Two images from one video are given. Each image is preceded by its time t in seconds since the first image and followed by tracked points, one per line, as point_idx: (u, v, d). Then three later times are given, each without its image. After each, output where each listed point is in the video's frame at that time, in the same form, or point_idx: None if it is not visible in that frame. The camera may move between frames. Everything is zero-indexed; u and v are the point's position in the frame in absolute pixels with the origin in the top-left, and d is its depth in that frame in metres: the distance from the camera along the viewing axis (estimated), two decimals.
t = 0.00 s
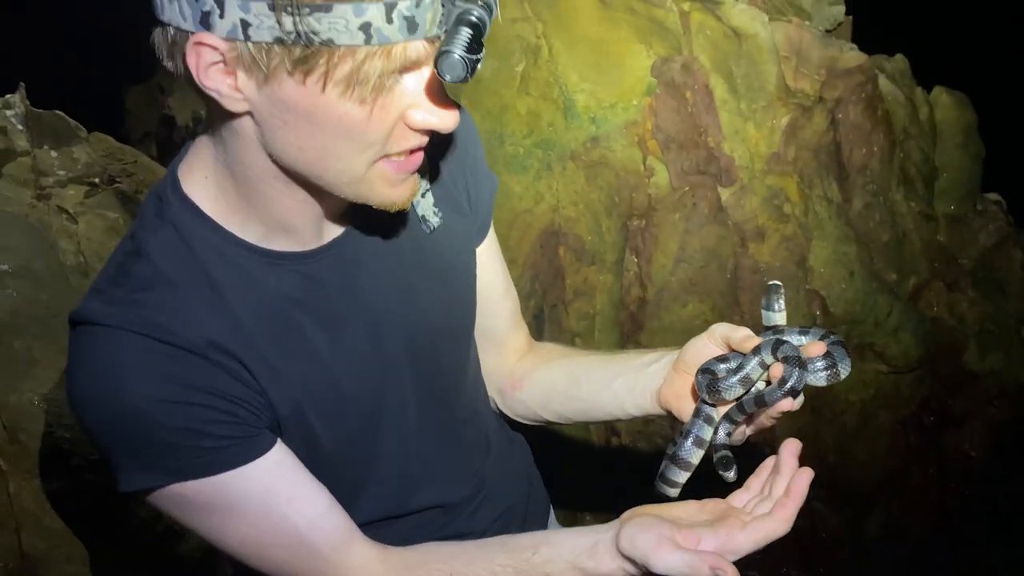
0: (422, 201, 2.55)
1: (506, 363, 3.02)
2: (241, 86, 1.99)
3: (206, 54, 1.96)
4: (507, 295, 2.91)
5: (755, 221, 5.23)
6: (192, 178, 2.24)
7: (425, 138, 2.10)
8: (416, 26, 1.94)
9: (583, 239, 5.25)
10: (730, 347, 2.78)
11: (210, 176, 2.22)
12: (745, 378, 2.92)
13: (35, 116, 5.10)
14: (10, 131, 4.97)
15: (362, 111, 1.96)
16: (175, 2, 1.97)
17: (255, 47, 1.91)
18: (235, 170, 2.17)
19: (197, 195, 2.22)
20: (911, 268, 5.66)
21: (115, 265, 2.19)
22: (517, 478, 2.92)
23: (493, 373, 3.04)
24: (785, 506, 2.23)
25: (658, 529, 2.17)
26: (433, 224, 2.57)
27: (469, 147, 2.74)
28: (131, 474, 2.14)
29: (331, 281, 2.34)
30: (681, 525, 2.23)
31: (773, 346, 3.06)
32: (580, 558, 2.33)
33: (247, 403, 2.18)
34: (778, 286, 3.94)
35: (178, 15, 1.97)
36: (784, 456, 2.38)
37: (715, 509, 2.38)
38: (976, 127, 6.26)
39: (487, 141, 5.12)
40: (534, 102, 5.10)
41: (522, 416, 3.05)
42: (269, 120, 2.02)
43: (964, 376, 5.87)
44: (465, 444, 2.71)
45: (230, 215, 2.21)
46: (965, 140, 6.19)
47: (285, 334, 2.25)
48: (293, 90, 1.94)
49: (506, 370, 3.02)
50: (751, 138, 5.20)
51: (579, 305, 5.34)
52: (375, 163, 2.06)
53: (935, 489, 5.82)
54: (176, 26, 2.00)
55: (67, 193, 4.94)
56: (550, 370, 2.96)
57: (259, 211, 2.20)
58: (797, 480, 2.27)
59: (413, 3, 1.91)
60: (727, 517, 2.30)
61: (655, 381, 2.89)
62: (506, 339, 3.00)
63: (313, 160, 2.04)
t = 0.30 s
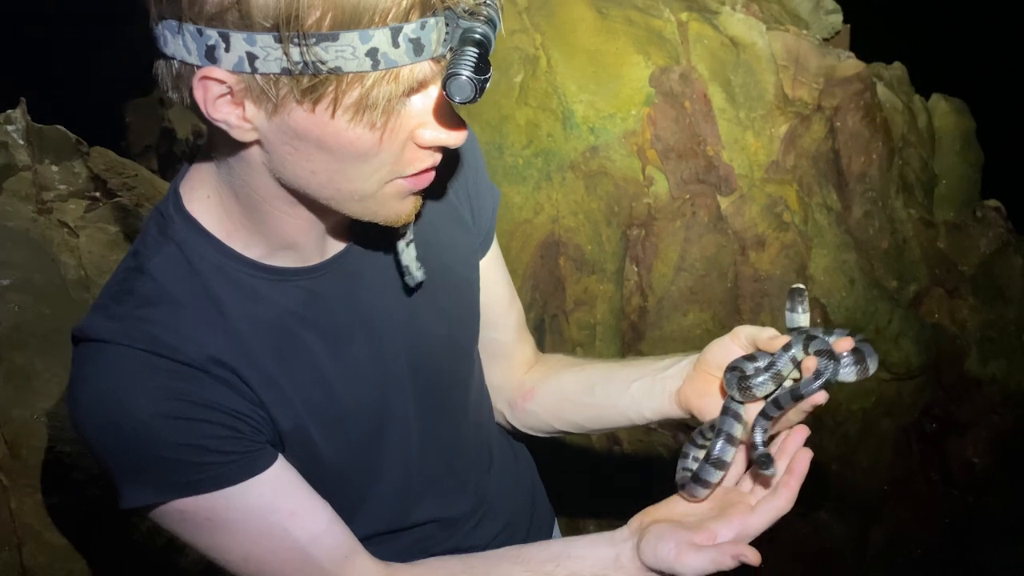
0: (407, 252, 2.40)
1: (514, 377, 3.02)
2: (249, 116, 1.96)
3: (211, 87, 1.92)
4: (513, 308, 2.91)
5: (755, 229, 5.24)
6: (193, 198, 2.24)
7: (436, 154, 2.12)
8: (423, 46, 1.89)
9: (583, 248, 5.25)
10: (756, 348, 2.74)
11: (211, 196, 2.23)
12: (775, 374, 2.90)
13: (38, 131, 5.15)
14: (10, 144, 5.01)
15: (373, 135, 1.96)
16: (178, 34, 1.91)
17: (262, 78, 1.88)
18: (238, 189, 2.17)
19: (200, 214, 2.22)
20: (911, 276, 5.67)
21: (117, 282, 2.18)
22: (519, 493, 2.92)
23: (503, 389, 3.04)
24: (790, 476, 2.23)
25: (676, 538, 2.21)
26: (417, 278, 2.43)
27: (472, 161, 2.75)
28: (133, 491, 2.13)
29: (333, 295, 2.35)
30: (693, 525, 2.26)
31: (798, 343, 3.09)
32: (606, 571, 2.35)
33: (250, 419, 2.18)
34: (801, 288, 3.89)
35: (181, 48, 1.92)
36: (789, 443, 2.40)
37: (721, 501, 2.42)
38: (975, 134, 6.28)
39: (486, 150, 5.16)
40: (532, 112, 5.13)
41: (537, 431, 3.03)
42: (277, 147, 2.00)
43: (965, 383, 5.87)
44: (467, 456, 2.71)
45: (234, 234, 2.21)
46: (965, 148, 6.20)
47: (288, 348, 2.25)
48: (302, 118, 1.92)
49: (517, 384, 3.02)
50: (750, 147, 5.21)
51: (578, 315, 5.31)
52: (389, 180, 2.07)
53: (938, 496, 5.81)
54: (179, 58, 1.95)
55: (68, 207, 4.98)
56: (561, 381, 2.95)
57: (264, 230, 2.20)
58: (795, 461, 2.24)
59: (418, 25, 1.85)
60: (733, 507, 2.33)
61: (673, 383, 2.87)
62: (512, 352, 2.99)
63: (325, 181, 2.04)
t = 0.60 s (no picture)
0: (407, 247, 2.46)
1: (521, 382, 3.03)
2: (254, 135, 1.96)
3: (214, 107, 1.93)
4: (516, 312, 2.93)
5: (755, 237, 5.24)
6: (195, 213, 2.24)
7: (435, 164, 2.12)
8: (424, 55, 1.89)
9: (583, 257, 5.24)
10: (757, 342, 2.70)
11: (213, 211, 2.22)
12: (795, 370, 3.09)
13: (38, 144, 5.12)
14: (10, 157, 4.98)
15: (378, 146, 1.96)
16: (178, 57, 1.90)
17: (267, 96, 1.88)
18: (239, 203, 2.17)
19: (202, 228, 2.22)
20: (912, 283, 5.65)
21: (120, 298, 2.19)
22: (524, 496, 2.93)
23: (510, 396, 3.04)
24: (808, 494, 2.30)
25: (684, 547, 2.19)
26: (413, 265, 2.49)
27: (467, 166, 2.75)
28: (141, 505, 2.13)
29: (335, 303, 2.35)
30: (700, 532, 2.26)
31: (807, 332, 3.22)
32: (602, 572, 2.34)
33: (255, 429, 2.18)
34: (776, 264, 3.90)
35: (183, 70, 1.90)
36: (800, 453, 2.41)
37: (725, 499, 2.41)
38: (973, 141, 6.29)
39: (486, 160, 5.09)
40: (532, 122, 5.11)
41: (548, 432, 3.03)
42: (281, 162, 2.00)
43: (967, 389, 5.85)
44: (472, 462, 2.72)
45: (236, 248, 2.22)
46: (964, 155, 6.20)
47: (292, 358, 2.25)
48: (308, 132, 1.93)
49: (524, 389, 3.02)
50: (748, 155, 5.22)
51: (579, 324, 5.32)
52: (392, 190, 2.08)
53: (942, 503, 5.78)
54: (180, 80, 1.94)
55: (68, 219, 5.00)
56: (570, 381, 2.95)
57: (269, 241, 2.21)
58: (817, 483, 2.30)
59: (418, 34, 1.85)
60: (742, 511, 2.35)
61: (689, 382, 2.83)
62: (517, 357, 3.00)
63: (329, 196, 2.05)
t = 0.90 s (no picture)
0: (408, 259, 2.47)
1: (519, 386, 3.02)
2: (254, 157, 1.97)
3: (214, 133, 1.93)
4: (513, 318, 2.93)
5: (755, 245, 5.23)
6: (191, 230, 2.23)
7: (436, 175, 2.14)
8: (422, 74, 1.89)
9: (583, 266, 5.27)
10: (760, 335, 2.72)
11: (210, 228, 2.22)
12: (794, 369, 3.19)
13: (39, 154, 5.23)
14: (11, 166, 5.06)
15: (378, 166, 1.98)
16: (176, 84, 1.90)
17: (266, 121, 1.88)
18: (237, 220, 2.17)
19: (200, 245, 2.22)
20: (912, 290, 5.65)
21: (121, 318, 2.19)
22: (531, 497, 2.94)
23: (508, 398, 3.03)
24: (813, 486, 2.25)
25: (686, 536, 2.19)
26: (415, 277, 2.50)
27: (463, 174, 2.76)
28: (149, 523, 2.14)
29: (336, 313, 2.35)
30: (703, 522, 2.25)
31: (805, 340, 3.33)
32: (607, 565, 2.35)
33: (260, 442, 2.18)
34: (778, 274, 3.91)
35: (182, 97, 1.91)
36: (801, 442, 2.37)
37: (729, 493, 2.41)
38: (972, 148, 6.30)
39: (485, 168, 5.19)
40: (532, 130, 5.16)
41: (545, 434, 3.03)
42: (282, 182, 2.01)
43: (968, 396, 5.85)
44: (476, 469, 2.72)
45: (235, 265, 2.22)
46: (963, 163, 6.21)
47: (295, 370, 2.26)
48: (308, 155, 1.94)
49: (522, 393, 3.01)
50: (747, 163, 5.23)
51: (579, 332, 5.32)
52: (392, 205, 2.09)
53: (944, 510, 5.75)
54: (180, 106, 1.94)
55: (69, 228, 5.05)
56: (564, 387, 2.95)
57: (268, 257, 2.21)
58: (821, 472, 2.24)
59: (416, 56, 1.85)
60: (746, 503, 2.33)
61: (687, 386, 2.85)
62: (514, 363, 3.00)
63: (330, 214, 2.07)
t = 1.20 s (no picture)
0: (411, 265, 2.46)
1: (521, 389, 3.02)
2: (251, 166, 1.98)
3: (211, 141, 1.95)
4: (519, 323, 2.94)
5: (753, 250, 5.24)
6: (201, 229, 2.26)
7: (436, 191, 2.13)
8: (416, 93, 1.90)
9: (582, 271, 5.31)
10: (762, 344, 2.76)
11: (219, 226, 2.24)
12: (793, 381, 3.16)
13: (39, 160, 5.33)
14: (12, 172, 5.13)
15: (368, 181, 1.97)
16: (176, 94, 1.92)
17: (260, 132, 1.89)
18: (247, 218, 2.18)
19: (211, 245, 2.24)
20: (910, 295, 5.65)
21: (129, 314, 2.19)
22: (529, 504, 2.95)
23: (511, 402, 3.04)
24: (807, 499, 2.26)
25: (682, 549, 2.20)
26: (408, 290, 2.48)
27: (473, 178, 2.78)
28: (153, 519, 2.14)
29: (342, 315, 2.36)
30: (699, 534, 2.27)
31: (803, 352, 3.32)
32: None
33: (267, 442, 2.19)
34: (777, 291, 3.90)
35: (181, 105, 1.93)
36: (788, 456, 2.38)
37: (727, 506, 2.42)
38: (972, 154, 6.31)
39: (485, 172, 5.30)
40: (531, 136, 5.23)
41: (546, 441, 3.05)
42: (280, 191, 2.01)
43: (966, 402, 5.86)
44: (476, 472, 2.73)
45: (247, 263, 2.24)
46: (962, 169, 6.22)
47: (302, 371, 2.27)
48: (300, 167, 1.94)
49: (525, 397, 3.02)
50: (746, 169, 5.24)
51: (578, 338, 5.34)
52: (391, 220, 2.09)
53: (941, 516, 5.76)
54: (181, 113, 1.95)
55: (68, 234, 5.05)
56: (567, 395, 2.96)
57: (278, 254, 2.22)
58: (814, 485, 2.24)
59: (409, 75, 1.86)
60: (744, 517, 2.35)
61: (684, 396, 2.85)
62: (519, 367, 3.00)
63: (326, 224, 2.07)
